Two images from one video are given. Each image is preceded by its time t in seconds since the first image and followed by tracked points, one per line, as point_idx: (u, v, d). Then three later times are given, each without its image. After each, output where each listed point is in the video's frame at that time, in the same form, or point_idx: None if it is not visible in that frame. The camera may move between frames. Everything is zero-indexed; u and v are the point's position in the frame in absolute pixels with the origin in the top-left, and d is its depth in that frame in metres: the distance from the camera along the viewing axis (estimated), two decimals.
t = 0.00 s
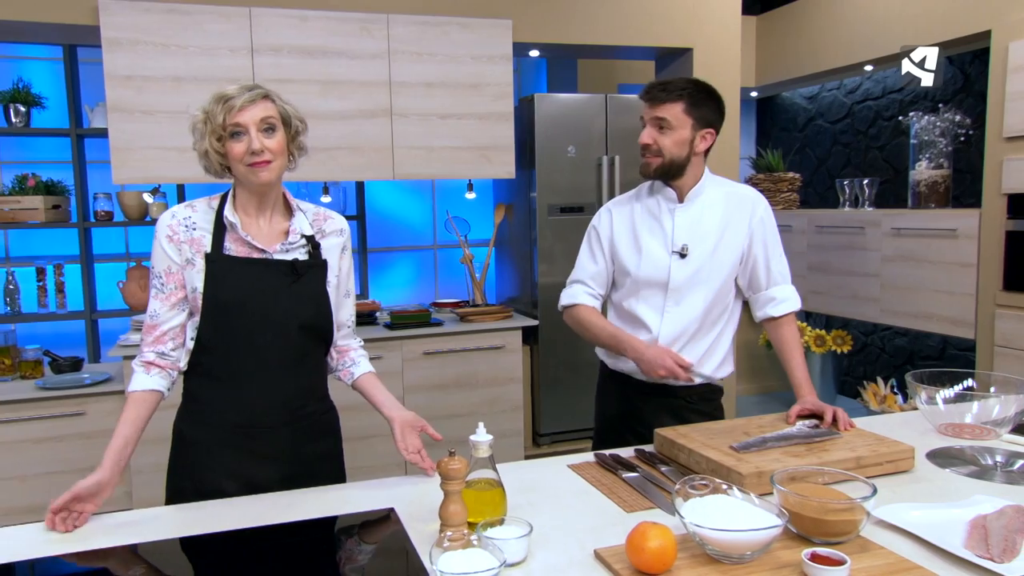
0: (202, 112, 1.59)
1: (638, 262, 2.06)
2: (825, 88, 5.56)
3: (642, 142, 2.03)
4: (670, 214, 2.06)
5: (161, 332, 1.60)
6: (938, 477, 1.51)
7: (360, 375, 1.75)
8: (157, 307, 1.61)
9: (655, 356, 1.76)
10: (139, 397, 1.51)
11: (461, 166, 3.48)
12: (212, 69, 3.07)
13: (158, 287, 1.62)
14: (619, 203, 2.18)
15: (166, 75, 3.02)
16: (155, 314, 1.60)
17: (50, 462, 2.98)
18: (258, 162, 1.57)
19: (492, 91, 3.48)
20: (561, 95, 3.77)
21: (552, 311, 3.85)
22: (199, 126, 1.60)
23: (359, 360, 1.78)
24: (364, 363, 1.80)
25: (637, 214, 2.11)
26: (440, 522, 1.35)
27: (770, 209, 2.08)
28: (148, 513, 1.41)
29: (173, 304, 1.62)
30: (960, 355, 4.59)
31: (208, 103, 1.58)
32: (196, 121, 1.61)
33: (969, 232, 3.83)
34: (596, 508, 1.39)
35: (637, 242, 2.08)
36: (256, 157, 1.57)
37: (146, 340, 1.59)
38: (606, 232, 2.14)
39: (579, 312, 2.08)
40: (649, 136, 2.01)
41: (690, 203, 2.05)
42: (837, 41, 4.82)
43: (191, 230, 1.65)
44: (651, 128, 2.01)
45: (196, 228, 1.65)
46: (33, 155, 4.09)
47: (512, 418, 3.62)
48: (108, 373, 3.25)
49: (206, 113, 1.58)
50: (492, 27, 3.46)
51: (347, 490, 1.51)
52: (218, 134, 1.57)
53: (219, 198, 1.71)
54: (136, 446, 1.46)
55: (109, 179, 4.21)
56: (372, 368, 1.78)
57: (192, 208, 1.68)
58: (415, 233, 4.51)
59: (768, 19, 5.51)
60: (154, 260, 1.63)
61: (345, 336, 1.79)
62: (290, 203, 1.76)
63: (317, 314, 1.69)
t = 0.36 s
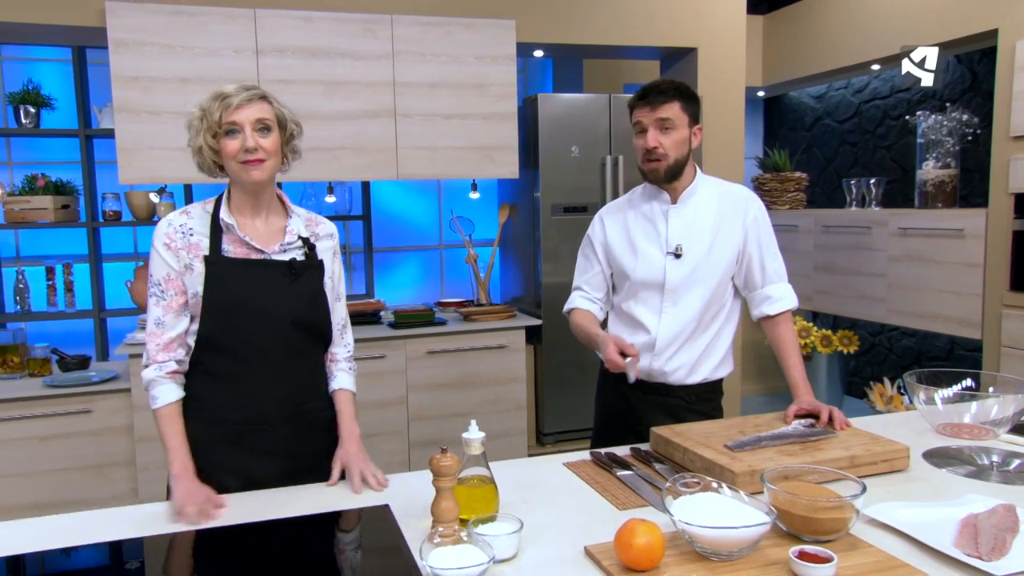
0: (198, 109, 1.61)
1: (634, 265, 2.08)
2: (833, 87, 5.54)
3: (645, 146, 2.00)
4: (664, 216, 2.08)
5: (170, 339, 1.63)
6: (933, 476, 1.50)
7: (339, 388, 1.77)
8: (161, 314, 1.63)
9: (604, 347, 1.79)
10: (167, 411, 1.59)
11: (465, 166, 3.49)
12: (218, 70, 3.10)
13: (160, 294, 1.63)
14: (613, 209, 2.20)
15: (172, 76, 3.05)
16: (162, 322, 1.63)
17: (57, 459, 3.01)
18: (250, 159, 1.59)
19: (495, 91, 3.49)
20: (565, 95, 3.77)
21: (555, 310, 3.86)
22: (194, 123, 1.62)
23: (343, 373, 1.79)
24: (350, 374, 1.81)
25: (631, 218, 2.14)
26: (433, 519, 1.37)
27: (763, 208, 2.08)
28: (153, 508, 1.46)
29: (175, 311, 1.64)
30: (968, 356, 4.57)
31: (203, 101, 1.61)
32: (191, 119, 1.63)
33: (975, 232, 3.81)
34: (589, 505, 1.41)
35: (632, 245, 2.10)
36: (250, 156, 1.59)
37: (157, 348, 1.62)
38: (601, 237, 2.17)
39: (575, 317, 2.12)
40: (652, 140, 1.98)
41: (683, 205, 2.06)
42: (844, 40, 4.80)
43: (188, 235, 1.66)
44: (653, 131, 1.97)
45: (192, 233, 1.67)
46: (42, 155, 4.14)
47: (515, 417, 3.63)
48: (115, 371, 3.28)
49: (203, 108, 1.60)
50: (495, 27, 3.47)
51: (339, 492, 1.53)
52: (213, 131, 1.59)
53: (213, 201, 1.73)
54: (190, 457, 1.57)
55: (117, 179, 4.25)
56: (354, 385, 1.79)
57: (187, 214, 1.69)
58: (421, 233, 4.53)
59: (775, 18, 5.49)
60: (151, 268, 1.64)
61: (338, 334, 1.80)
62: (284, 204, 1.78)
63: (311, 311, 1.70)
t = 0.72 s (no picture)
0: (212, 105, 1.60)
1: (638, 267, 2.05)
2: (842, 85, 5.51)
3: (679, 165, 1.89)
4: (667, 216, 2.05)
5: (181, 338, 1.63)
6: (930, 475, 1.49)
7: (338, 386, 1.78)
8: (171, 314, 1.62)
9: (637, 366, 1.73)
10: (182, 412, 1.59)
11: (469, 165, 3.49)
12: (223, 70, 3.12)
13: (168, 293, 1.62)
14: (614, 206, 2.13)
15: (178, 76, 3.08)
16: (172, 321, 1.62)
17: (65, 455, 3.04)
18: (270, 159, 1.62)
19: (500, 90, 3.49)
20: (569, 94, 3.76)
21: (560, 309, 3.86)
22: (207, 119, 1.60)
23: (343, 368, 1.81)
24: (351, 369, 1.83)
25: (632, 218, 2.09)
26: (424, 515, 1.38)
27: (763, 208, 2.08)
28: (147, 502, 1.51)
29: (184, 311, 1.63)
30: (979, 356, 4.52)
31: (219, 97, 1.60)
32: (201, 115, 1.61)
33: (985, 231, 3.78)
34: (582, 502, 1.41)
35: (634, 246, 2.06)
36: (269, 157, 1.63)
37: (169, 348, 1.61)
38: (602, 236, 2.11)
39: (579, 319, 2.04)
40: (689, 159, 1.88)
41: (687, 205, 2.04)
42: (853, 38, 4.77)
43: (194, 234, 1.65)
44: (690, 151, 1.88)
45: (197, 231, 1.66)
46: (52, 155, 4.18)
47: (519, 416, 3.63)
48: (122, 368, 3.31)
49: (219, 107, 1.59)
50: (500, 26, 3.47)
51: (343, 485, 1.55)
52: (229, 128, 1.59)
53: (214, 199, 1.71)
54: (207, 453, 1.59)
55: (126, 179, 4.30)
56: (354, 381, 1.80)
57: (190, 212, 1.68)
58: (427, 232, 4.54)
59: (783, 16, 5.46)
60: (157, 268, 1.62)
61: (338, 326, 1.82)
62: (282, 202, 1.77)
63: (312, 305, 1.72)
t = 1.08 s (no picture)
0: (243, 106, 1.58)
1: (669, 264, 2.00)
2: (850, 83, 5.45)
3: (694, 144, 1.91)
4: (699, 214, 2.00)
5: (176, 342, 1.54)
6: (922, 478, 1.47)
7: (325, 377, 1.75)
8: (168, 315, 1.53)
9: (707, 389, 1.67)
10: (171, 415, 1.52)
11: (470, 164, 3.48)
12: (223, 69, 3.13)
13: (167, 295, 1.53)
14: (645, 198, 2.06)
15: (178, 75, 3.08)
16: (168, 323, 1.53)
17: (66, 453, 3.06)
18: (290, 166, 1.66)
19: (501, 89, 3.48)
20: (571, 93, 3.74)
21: (561, 308, 3.84)
22: (238, 120, 1.58)
23: (331, 360, 1.77)
24: (339, 360, 1.79)
25: (664, 212, 2.02)
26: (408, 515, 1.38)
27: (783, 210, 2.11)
28: (134, 501, 1.51)
29: (181, 312, 1.54)
30: (988, 357, 4.47)
31: (249, 98, 1.58)
32: (228, 114, 1.58)
33: (993, 230, 3.73)
34: (569, 504, 1.39)
35: (666, 243, 2.00)
36: (288, 163, 1.66)
37: (163, 351, 1.53)
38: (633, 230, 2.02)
39: (625, 323, 1.93)
40: (704, 140, 1.90)
41: (718, 203, 2.02)
42: (860, 35, 4.72)
43: (198, 232, 1.58)
44: (707, 132, 1.89)
45: (201, 230, 1.59)
46: (57, 154, 4.21)
47: (521, 415, 3.62)
48: (123, 367, 3.32)
49: (252, 109, 1.58)
50: (501, 24, 3.45)
51: (335, 485, 1.54)
52: (258, 133, 1.59)
53: (210, 195, 1.64)
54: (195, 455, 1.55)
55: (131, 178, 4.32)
56: (342, 372, 1.77)
57: (190, 210, 1.60)
58: (431, 231, 4.54)
59: (791, 13, 5.42)
60: (156, 267, 1.53)
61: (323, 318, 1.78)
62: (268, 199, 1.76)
63: (311, 301, 1.70)
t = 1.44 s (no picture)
0: (233, 108, 1.48)
1: (698, 258, 2.04)
2: (857, 81, 5.39)
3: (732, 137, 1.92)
4: (733, 211, 2.03)
5: (175, 342, 1.46)
6: (913, 484, 1.43)
7: (307, 378, 1.67)
8: (165, 315, 1.44)
9: (682, 368, 1.77)
10: (177, 417, 1.44)
11: (468, 163, 3.46)
12: (220, 67, 3.12)
13: (161, 294, 1.44)
14: (679, 190, 2.09)
15: (175, 74, 3.08)
16: (167, 324, 1.44)
17: (62, 452, 3.06)
18: (279, 170, 1.57)
19: (499, 87, 3.45)
20: (570, 91, 3.71)
21: (560, 308, 3.82)
22: (229, 123, 1.47)
23: (314, 361, 1.70)
24: (322, 361, 1.72)
25: (698, 206, 2.06)
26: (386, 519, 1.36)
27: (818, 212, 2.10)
28: (118, 505, 1.48)
29: (177, 312, 1.46)
30: (995, 359, 4.41)
31: (240, 100, 1.48)
32: (218, 116, 1.47)
33: (999, 230, 3.67)
34: (549, 509, 1.37)
35: (697, 237, 2.04)
36: (277, 166, 1.57)
37: (163, 352, 1.44)
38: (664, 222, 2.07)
39: (630, 307, 2.06)
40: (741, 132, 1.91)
41: (752, 200, 2.04)
42: (866, 32, 4.67)
43: (185, 231, 1.48)
44: (745, 124, 1.90)
45: (188, 228, 1.49)
46: (62, 153, 4.19)
47: (519, 416, 3.59)
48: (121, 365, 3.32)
49: (243, 112, 1.48)
50: (500, 22, 3.43)
51: (315, 488, 1.51)
52: (249, 137, 1.49)
53: (195, 193, 1.54)
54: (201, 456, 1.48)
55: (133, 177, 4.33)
56: (325, 374, 1.69)
57: (175, 208, 1.50)
58: (433, 229, 4.52)
59: (796, 11, 5.36)
60: (145, 266, 1.43)
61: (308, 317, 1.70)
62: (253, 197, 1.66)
63: (298, 302, 1.62)
